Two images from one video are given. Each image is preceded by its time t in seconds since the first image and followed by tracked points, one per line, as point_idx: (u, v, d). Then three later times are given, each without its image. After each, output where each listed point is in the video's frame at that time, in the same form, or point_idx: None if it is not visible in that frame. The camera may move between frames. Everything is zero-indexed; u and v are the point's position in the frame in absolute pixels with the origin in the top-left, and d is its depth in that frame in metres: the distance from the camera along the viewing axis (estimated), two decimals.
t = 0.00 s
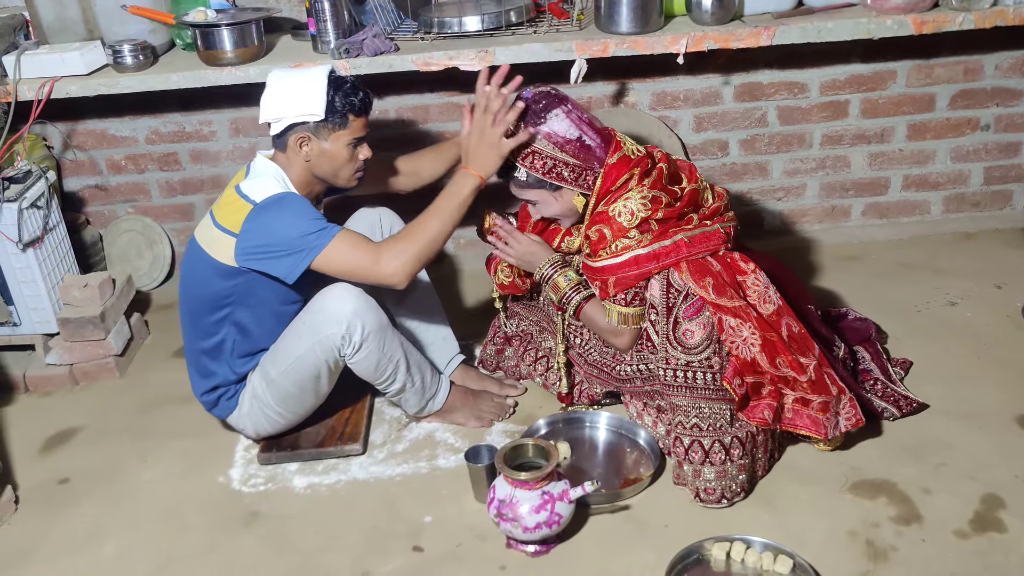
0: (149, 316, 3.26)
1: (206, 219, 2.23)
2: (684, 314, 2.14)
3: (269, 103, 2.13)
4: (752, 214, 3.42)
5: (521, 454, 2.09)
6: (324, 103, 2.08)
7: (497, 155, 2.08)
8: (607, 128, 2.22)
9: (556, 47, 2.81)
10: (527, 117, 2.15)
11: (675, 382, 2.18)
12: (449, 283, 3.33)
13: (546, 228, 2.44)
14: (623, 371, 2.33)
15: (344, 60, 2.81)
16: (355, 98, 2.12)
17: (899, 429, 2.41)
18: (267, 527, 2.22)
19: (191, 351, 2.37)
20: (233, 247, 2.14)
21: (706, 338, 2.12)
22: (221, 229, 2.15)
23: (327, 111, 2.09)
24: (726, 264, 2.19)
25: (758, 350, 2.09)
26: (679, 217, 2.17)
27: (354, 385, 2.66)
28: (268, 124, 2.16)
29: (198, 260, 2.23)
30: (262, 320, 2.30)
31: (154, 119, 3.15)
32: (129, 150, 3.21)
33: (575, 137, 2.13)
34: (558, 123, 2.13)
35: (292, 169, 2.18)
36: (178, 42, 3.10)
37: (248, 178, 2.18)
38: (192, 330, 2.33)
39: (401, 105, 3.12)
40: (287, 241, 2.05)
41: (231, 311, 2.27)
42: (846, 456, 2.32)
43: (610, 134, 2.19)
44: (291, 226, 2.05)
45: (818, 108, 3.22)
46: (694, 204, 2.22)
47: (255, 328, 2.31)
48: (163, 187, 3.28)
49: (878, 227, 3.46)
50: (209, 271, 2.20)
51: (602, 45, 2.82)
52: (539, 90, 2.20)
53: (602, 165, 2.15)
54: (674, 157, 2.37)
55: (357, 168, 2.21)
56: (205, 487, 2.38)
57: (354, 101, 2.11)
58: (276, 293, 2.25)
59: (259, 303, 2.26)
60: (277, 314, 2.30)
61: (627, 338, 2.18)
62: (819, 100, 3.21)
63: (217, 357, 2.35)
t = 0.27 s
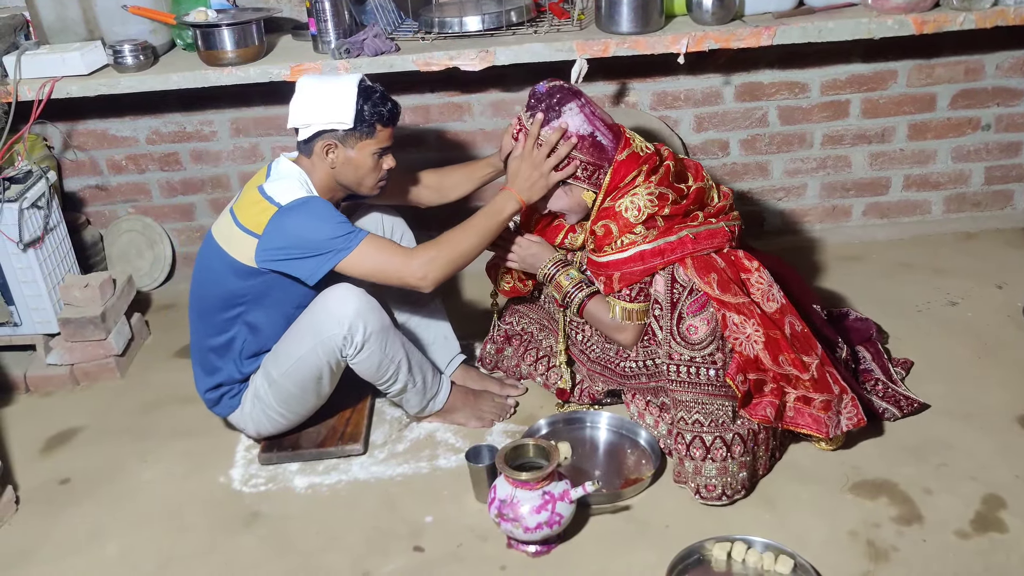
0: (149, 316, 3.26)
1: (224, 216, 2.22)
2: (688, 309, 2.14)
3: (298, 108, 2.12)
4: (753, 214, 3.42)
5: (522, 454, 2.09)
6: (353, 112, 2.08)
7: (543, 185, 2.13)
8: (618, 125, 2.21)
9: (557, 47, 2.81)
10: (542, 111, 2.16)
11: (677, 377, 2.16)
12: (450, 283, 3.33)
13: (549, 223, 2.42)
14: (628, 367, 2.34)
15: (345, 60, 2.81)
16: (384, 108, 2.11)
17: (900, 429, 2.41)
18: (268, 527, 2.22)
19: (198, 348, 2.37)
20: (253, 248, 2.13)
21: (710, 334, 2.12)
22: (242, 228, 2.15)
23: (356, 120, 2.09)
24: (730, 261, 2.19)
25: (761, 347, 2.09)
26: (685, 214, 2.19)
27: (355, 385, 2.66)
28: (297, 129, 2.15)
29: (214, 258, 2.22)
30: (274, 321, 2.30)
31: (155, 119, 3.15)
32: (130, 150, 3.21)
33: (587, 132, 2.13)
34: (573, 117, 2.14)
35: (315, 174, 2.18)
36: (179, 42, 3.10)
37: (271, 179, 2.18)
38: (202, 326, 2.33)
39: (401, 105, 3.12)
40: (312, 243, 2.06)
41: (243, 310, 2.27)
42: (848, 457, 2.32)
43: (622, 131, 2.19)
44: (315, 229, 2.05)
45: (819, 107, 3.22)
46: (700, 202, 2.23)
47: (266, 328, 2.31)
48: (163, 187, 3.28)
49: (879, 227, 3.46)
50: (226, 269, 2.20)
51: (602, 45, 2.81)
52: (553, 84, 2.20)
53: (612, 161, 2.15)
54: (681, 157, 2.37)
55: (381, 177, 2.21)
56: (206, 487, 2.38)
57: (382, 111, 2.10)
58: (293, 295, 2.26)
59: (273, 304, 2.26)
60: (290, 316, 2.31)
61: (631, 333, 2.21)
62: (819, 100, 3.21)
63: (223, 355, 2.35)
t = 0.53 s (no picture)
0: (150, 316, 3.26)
1: (224, 217, 2.22)
2: (696, 306, 2.14)
3: (296, 110, 2.12)
4: (753, 213, 3.42)
5: (523, 454, 2.09)
6: (351, 113, 2.07)
7: (553, 186, 2.13)
8: (627, 121, 2.20)
9: (558, 47, 2.81)
10: (552, 111, 2.16)
11: (685, 373, 2.17)
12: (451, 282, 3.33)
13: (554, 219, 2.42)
14: (633, 363, 2.34)
15: (345, 60, 2.81)
16: (382, 107, 2.11)
17: (901, 429, 2.41)
18: (269, 527, 2.22)
19: (199, 348, 2.37)
20: (254, 250, 2.13)
21: (718, 331, 2.13)
22: (243, 230, 2.15)
23: (354, 120, 2.08)
24: (739, 260, 2.19)
25: (768, 347, 2.10)
26: (694, 211, 2.18)
27: (356, 385, 2.66)
28: (295, 131, 2.15)
29: (215, 259, 2.22)
30: (274, 322, 2.30)
31: (155, 119, 3.15)
32: (130, 150, 3.21)
33: (597, 130, 2.12)
34: (582, 115, 2.13)
35: (316, 174, 2.18)
36: (179, 42, 3.10)
37: (271, 180, 2.18)
38: (203, 327, 2.33)
39: (401, 104, 3.12)
40: (314, 244, 2.06)
41: (245, 311, 2.28)
42: (849, 456, 2.32)
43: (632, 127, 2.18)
44: (317, 230, 2.05)
45: (819, 107, 3.22)
46: (710, 200, 2.22)
47: (267, 329, 2.31)
48: (164, 186, 3.28)
49: (880, 227, 3.46)
50: (227, 270, 2.20)
51: (603, 45, 2.81)
52: (562, 83, 2.19)
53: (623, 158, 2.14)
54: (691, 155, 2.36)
55: (381, 176, 2.21)
56: (207, 487, 2.38)
57: (381, 111, 2.10)
58: (295, 296, 2.26)
59: (275, 305, 2.26)
60: (291, 317, 2.31)
61: (638, 329, 2.21)
62: (820, 100, 3.21)
63: (225, 355, 2.35)
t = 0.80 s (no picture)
0: (151, 316, 3.26)
1: (220, 218, 2.22)
2: (695, 307, 2.13)
3: (284, 110, 2.12)
4: (754, 213, 3.42)
5: (524, 454, 2.09)
6: (339, 110, 2.07)
7: (552, 184, 2.12)
8: (628, 121, 2.20)
9: (558, 47, 2.81)
10: (553, 108, 2.15)
11: (685, 374, 2.18)
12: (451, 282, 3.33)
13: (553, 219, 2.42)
14: (634, 364, 2.33)
15: (345, 59, 2.81)
16: (371, 104, 2.10)
17: (902, 429, 2.41)
18: (269, 527, 2.22)
19: (198, 349, 2.37)
20: (250, 250, 2.13)
21: (718, 331, 2.12)
22: (238, 231, 2.15)
23: (343, 117, 2.08)
24: (739, 260, 2.19)
25: (768, 347, 2.09)
26: (694, 212, 2.18)
27: (356, 385, 2.66)
28: (284, 130, 2.15)
29: (211, 260, 2.22)
30: (273, 321, 2.30)
31: (155, 119, 3.15)
32: (131, 150, 3.21)
33: (598, 129, 2.12)
34: (583, 113, 2.13)
35: (309, 173, 2.18)
36: (180, 42, 3.10)
37: (265, 180, 2.18)
38: (202, 328, 2.33)
39: (402, 104, 3.12)
40: (309, 243, 2.06)
41: (243, 312, 2.27)
42: (849, 456, 2.31)
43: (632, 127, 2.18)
44: (312, 228, 2.05)
45: (820, 107, 3.22)
46: (709, 200, 2.22)
47: (266, 329, 2.31)
48: (164, 186, 3.28)
49: (881, 227, 3.46)
50: (223, 271, 2.20)
51: (604, 45, 2.81)
52: (564, 80, 2.19)
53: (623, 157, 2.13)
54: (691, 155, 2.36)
55: (374, 172, 2.21)
56: (207, 487, 2.38)
57: (369, 107, 2.10)
58: (292, 296, 2.26)
59: (273, 305, 2.26)
60: (290, 317, 2.31)
61: (638, 329, 2.21)
62: (821, 100, 3.21)
63: (224, 356, 2.35)
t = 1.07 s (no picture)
0: (151, 315, 3.26)
1: (216, 219, 2.22)
2: (693, 309, 2.13)
3: (276, 109, 2.12)
4: (754, 213, 3.42)
5: (524, 454, 2.09)
6: (331, 107, 2.07)
7: (548, 181, 2.13)
8: (624, 122, 2.21)
9: (559, 46, 2.81)
10: (551, 105, 2.16)
11: (682, 376, 2.16)
12: (452, 281, 3.33)
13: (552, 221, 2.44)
14: (632, 365, 2.33)
15: (346, 59, 2.81)
16: (362, 100, 2.10)
17: (902, 429, 2.41)
18: (270, 526, 2.22)
19: (197, 350, 2.37)
20: (245, 250, 2.13)
21: (716, 333, 2.11)
22: (233, 231, 2.15)
23: (334, 114, 2.08)
24: (736, 261, 2.19)
25: (766, 348, 2.09)
26: (690, 213, 2.18)
27: (356, 385, 2.66)
28: (277, 129, 2.16)
29: (208, 261, 2.22)
30: (272, 321, 2.30)
31: (156, 118, 3.15)
32: (131, 149, 3.21)
33: (595, 129, 2.13)
34: (580, 112, 2.13)
35: (303, 172, 2.18)
36: (180, 42, 3.10)
37: (261, 180, 2.18)
38: (201, 329, 2.33)
39: (402, 104, 3.12)
40: (304, 241, 2.06)
41: (241, 312, 2.28)
42: (850, 456, 2.31)
43: (628, 127, 2.19)
44: (307, 227, 2.05)
45: (821, 106, 3.22)
46: (706, 201, 2.22)
47: (264, 329, 2.31)
48: (165, 186, 3.28)
49: (881, 226, 3.46)
50: (220, 272, 2.20)
51: (605, 44, 2.81)
52: (562, 79, 2.19)
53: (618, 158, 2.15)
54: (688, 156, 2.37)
55: (368, 168, 2.21)
56: (208, 487, 2.38)
57: (361, 103, 2.10)
58: (289, 295, 2.25)
59: (271, 304, 2.26)
60: (289, 317, 2.31)
61: (636, 331, 2.20)
62: (821, 99, 3.21)
63: (223, 356, 2.35)
